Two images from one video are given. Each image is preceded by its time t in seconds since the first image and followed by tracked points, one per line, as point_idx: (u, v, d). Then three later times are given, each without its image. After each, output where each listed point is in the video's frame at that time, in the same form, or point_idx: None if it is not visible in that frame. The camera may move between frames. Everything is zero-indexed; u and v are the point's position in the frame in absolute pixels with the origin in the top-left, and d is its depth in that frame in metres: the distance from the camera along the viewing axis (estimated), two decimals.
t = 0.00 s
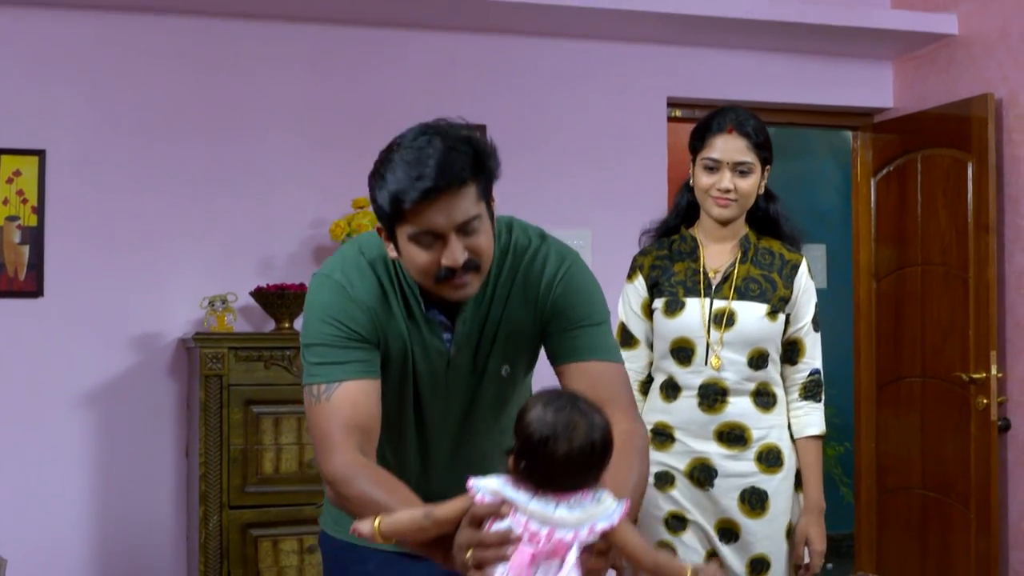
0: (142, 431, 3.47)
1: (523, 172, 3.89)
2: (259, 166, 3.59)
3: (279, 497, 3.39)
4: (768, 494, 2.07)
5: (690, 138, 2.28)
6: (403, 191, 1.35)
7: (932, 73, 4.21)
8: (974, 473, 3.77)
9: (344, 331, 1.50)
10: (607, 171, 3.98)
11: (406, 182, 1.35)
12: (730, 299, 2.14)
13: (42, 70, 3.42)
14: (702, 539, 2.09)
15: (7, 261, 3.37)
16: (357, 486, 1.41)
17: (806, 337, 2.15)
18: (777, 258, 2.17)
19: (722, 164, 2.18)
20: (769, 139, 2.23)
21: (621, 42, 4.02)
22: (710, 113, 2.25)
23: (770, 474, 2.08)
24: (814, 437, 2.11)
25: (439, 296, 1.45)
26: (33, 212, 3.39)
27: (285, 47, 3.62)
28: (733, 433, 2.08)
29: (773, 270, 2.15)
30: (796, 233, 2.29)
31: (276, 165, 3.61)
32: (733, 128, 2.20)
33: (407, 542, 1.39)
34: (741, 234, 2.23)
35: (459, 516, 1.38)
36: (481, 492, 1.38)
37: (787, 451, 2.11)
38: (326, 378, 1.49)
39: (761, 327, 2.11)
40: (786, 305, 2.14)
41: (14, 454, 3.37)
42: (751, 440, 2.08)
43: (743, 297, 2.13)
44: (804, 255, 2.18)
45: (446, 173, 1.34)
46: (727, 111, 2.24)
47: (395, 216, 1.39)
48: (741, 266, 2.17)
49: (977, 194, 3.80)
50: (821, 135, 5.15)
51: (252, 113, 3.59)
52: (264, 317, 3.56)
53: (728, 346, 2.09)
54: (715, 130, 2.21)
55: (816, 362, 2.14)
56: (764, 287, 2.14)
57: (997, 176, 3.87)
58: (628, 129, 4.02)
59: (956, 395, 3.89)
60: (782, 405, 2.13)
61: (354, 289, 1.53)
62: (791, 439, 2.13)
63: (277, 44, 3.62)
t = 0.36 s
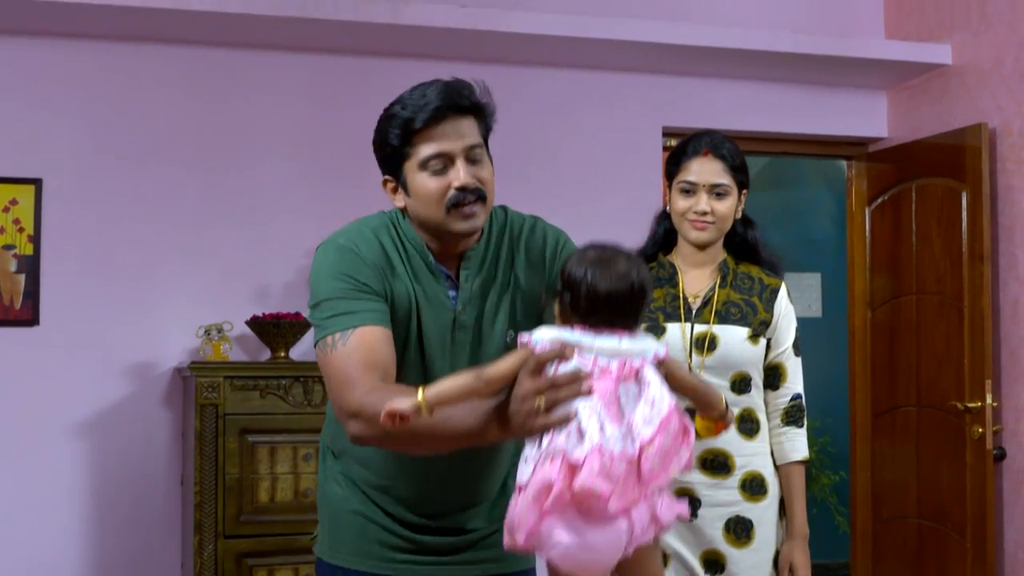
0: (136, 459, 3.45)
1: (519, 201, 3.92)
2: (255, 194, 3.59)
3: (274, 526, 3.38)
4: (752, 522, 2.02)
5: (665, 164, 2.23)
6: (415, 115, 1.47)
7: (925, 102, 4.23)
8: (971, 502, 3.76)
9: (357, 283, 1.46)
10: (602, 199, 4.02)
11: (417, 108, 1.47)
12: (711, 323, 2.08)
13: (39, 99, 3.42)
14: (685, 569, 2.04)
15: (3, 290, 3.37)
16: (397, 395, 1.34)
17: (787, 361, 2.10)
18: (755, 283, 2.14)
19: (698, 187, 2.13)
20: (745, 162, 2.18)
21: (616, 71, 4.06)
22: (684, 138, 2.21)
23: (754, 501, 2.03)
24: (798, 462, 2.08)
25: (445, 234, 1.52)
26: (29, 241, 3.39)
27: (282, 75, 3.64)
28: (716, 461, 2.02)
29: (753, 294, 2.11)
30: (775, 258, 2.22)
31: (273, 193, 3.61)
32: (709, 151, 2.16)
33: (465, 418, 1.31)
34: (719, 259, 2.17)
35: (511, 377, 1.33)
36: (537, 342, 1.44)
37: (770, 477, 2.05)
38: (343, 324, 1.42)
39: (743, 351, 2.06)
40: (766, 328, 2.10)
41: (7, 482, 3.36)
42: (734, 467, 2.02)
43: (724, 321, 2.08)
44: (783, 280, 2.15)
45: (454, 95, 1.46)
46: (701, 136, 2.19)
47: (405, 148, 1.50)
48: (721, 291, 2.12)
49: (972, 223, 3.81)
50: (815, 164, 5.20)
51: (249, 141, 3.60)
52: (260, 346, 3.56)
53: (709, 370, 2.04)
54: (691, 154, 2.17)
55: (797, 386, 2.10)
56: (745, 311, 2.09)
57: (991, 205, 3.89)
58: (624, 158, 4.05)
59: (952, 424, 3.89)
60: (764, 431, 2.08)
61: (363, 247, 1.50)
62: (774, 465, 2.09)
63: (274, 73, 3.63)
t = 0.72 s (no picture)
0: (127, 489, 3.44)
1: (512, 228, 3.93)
2: (249, 221, 3.60)
3: (265, 556, 3.37)
4: (734, 553, 1.99)
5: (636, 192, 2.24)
6: (411, 88, 1.55)
7: (916, 131, 4.26)
8: (964, 530, 3.76)
9: (353, 258, 1.47)
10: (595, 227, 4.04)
11: (412, 83, 1.56)
12: (685, 352, 2.08)
13: (34, 126, 3.43)
14: None
15: None
16: (408, 326, 1.33)
17: (763, 391, 2.13)
18: (729, 312, 2.15)
19: (669, 211, 2.13)
20: (714, 189, 2.20)
21: (607, 100, 4.10)
22: (654, 168, 2.22)
23: (735, 531, 2.01)
24: (777, 492, 2.09)
25: (439, 201, 1.55)
26: (22, 268, 3.39)
27: (277, 103, 3.65)
28: (696, 490, 2.00)
29: (727, 323, 2.12)
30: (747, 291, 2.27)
31: (266, 220, 3.62)
32: (679, 177, 2.17)
33: (482, 306, 1.31)
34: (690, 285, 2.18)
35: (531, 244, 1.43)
36: (549, 212, 1.51)
37: (749, 507, 2.05)
38: (347, 291, 1.41)
39: (718, 380, 2.07)
40: (741, 357, 2.11)
41: None
42: (713, 497, 2.01)
43: (698, 350, 2.09)
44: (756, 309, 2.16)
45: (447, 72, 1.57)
46: (669, 164, 2.21)
47: (400, 121, 1.56)
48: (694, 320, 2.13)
49: (963, 252, 3.84)
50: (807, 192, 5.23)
51: (242, 169, 3.61)
52: (252, 374, 3.55)
53: (685, 399, 2.04)
54: (661, 180, 2.17)
55: (773, 416, 2.12)
56: (719, 340, 2.11)
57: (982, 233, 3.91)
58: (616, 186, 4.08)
59: (944, 452, 3.89)
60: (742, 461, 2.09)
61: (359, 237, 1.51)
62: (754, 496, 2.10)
63: (268, 100, 3.64)
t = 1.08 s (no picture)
0: (129, 505, 3.44)
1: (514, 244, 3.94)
2: (251, 238, 3.61)
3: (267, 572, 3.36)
4: (726, 568, 1.99)
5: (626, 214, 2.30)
6: (408, 91, 1.58)
7: (918, 147, 4.27)
8: (967, 546, 3.75)
9: (346, 262, 1.47)
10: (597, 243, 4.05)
11: (415, 87, 1.59)
12: (674, 370, 2.09)
13: (37, 144, 3.45)
14: None
15: None
16: (411, 312, 1.35)
17: (756, 409, 2.13)
18: (719, 330, 2.16)
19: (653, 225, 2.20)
20: (701, 207, 2.26)
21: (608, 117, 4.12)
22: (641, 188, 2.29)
23: (726, 546, 2.01)
24: (772, 509, 2.09)
25: (424, 201, 1.57)
26: (24, 285, 3.40)
27: (279, 120, 3.67)
28: (686, 507, 2.00)
29: (717, 341, 2.14)
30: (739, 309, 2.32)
31: (268, 237, 3.63)
32: (665, 194, 2.24)
33: (484, 268, 1.33)
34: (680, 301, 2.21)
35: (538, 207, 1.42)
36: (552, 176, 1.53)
37: (743, 524, 2.05)
38: (344, 293, 1.41)
39: (707, 397, 2.08)
40: (732, 375, 2.12)
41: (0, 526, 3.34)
42: (705, 513, 2.01)
43: (687, 368, 2.10)
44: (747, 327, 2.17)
45: (450, 82, 1.60)
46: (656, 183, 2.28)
47: (393, 120, 1.59)
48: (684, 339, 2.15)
49: (965, 268, 3.84)
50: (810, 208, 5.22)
51: (245, 185, 3.62)
52: (254, 391, 3.56)
53: (674, 418, 2.05)
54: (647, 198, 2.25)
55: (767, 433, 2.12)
56: (708, 358, 2.12)
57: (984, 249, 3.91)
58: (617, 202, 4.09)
59: (947, 468, 3.88)
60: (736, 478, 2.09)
61: (347, 242, 1.51)
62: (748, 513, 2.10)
63: (271, 117, 3.66)
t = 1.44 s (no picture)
0: (141, 500, 3.44)
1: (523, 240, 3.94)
2: (261, 234, 3.61)
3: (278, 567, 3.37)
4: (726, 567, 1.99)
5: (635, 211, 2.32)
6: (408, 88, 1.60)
7: (930, 143, 4.24)
8: (979, 542, 3.73)
9: (341, 265, 1.47)
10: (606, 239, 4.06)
11: (416, 85, 1.61)
12: (677, 366, 2.13)
13: (48, 140, 3.45)
14: None
15: (9, 330, 3.38)
16: (414, 314, 1.37)
17: (766, 404, 2.09)
18: (728, 324, 2.16)
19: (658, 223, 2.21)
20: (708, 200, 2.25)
21: (618, 113, 4.11)
22: (648, 184, 2.29)
23: (729, 546, 2.01)
24: (784, 507, 2.04)
25: (415, 197, 1.59)
26: (35, 281, 3.40)
27: (289, 116, 3.67)
28: (689, 504, 2.03)
29: (724, 335, 2.14)
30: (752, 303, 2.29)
31: (278, 234, 3.63)
32: (669, 188, 2.25)
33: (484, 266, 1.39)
34: (691, 299, 2.22)
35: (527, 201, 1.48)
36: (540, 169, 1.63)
37: (749, 523, 2.04)
38: (343, 298, 1.41)
39: (710, 391, 2.08)
40: (739, 370, 2.11)
41: (13, 521, 3.35)
42: (707, 511, 2.02)
43: (690, 363, 2.12)
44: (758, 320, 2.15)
45: (452, 84, 1.63)
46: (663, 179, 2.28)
47: (390, 113, 1.60)
48: (691, 334, 2.16)
49: (978, 264, 3.82)
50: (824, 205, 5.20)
51: (255, 182, 3.62)
52: (265, 387, 3.56)
53: (675, 413, 2.08)
54: (652, 195, 2.26)
55: (779, 428, 2.07)
56: (713, 353, 2.12)
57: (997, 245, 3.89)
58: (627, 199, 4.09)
59: (959, 465, 3.87)
60: (745, 475, 2.07)
61: (340, 242, 1.51)
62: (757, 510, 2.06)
63: (280, 114, 3.66)
